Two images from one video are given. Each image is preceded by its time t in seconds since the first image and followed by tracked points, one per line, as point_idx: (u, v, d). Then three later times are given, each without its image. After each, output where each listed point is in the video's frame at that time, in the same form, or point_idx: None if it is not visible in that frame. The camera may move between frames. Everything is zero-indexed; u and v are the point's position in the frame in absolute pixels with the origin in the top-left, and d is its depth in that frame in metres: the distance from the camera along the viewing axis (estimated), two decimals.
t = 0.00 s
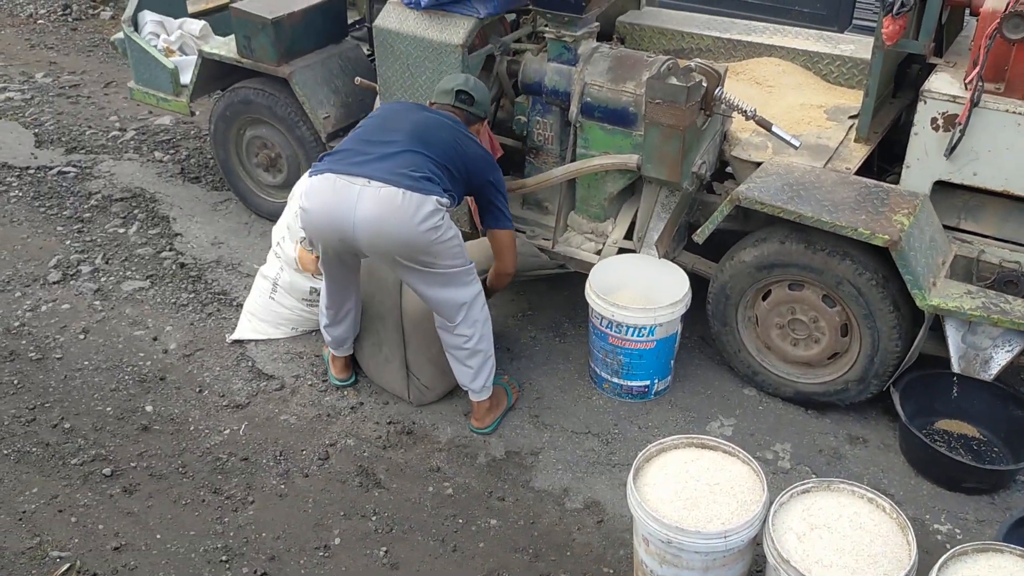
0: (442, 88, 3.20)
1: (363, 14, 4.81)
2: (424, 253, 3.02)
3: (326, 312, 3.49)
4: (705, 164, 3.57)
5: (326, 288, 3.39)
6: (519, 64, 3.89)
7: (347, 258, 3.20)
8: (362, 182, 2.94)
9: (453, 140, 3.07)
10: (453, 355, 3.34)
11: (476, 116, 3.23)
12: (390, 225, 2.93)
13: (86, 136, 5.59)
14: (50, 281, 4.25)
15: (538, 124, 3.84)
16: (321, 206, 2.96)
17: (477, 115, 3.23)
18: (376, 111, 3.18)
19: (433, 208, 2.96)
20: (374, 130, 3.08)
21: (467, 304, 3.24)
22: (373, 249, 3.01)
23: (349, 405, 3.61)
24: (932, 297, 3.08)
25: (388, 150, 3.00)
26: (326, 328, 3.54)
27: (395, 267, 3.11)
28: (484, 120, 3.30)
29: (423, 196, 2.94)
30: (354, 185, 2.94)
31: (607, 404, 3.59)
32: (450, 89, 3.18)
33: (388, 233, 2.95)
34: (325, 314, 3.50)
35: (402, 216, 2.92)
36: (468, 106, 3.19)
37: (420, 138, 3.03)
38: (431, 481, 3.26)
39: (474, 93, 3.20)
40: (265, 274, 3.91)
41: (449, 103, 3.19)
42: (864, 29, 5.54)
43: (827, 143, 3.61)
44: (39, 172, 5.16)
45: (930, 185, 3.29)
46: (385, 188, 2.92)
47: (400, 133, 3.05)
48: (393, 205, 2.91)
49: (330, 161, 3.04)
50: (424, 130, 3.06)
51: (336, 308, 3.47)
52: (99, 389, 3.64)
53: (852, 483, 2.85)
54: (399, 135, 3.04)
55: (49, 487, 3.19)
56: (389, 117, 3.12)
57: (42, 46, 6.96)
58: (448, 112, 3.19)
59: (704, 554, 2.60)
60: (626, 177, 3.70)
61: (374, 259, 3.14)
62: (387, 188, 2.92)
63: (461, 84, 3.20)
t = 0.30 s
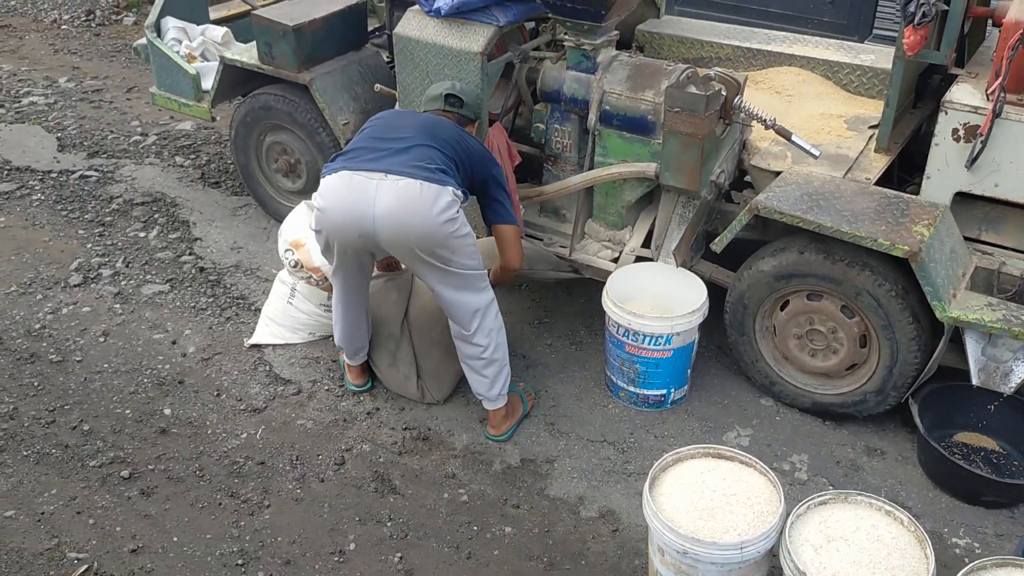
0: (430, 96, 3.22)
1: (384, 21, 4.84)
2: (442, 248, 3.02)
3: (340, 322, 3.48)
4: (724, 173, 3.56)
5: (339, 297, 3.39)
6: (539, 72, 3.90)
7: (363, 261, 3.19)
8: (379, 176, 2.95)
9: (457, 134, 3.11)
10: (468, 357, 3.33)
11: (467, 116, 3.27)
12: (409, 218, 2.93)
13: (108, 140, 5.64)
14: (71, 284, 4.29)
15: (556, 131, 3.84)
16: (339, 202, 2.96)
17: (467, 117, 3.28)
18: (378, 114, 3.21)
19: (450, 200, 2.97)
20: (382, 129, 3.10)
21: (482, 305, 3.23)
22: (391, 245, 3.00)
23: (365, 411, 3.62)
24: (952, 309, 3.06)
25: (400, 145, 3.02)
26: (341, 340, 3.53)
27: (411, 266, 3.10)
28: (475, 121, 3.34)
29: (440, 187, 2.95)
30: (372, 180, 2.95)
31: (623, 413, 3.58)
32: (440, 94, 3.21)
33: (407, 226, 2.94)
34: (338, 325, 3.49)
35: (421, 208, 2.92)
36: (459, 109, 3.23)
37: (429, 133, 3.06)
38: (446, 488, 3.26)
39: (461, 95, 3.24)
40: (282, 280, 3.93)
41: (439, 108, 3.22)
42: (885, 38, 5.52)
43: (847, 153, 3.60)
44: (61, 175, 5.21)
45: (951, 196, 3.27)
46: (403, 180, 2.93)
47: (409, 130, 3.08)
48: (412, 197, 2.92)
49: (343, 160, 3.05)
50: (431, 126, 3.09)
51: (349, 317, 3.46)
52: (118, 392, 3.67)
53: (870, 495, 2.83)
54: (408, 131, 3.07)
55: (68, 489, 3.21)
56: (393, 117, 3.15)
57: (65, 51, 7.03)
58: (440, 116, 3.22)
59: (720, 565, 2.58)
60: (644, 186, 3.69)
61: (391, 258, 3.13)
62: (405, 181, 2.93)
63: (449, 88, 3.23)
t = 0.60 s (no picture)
0: (425, 96, 3.33)
1: (401, 27, 4.86)
2: (450, 248, 3.02)
3: (352, 324, 3.48)
4: (740, 179, 3.55)
5: (350, 300, 3.40)
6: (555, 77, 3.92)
7: (372, 263, 3.19)
8: (387, 175, 2.95)
9: (459, 133, 3.13)
10: (477, 359, 3.31)
11: (463, 114, 3.36)
12: (418, 216, 2.93)
13: (127, 143, 5.68)
14: (89, 285, 4.32)
15: (572, 137, 3.85)
16: (348, 203, 2.96)
17: (463, 113, 3.36)
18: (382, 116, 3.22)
19: (457, 197, 2.98)
20: (386, 129, 3.11)
21: (491, 307, 3.23)
22: (400, 244, 3.00)
23: (379, 414, 3.63)
24: (969, 318, 3.04)
25: (405, 144, 3.03)
26: (355, 342, 3.55)
27: (420, 267, 3.10)
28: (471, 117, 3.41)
29: (447, 184, 2.96)
30: (379, 179, 2.95)
31: (637, 419, 3.58)
32: (433, 94, 3.31)
33: (416, 225, 2.94)
34: (351, 328, 3.50)
35: (430, 206, 2.92)
36: (454, 106, 3.32)
37: (433, 132, 3.08)
38: (459, 492, 3.26)
39: (455, 93, 3.34)
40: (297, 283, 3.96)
41: (435, 107, 3.32)
42: (903, 46, 5.50)
43: (864, 160, 3.58)
44: (80, 178, 5.26)
45: (969, 204, 3.25)
46: (410, 178, 2.93)
47: (413, 130, 3.09)
48: (421, 195, 2.92)
49: (350, 161, 3.05)
50: (434, 126, 3.11)
51: (360, 319, 3.47)
52: (134, 393, 3.69)
53: (885, 505, 2.81)
54: (412, 131, 3.08)
55: (83, 489, 3.23)
56: (397, 118, 3.17)
57: (85, 55, 7.10)
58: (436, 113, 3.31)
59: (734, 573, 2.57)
60: (660, 192, 3.69)
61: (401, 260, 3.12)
62: (412, 178, 2.93)
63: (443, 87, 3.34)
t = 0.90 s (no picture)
0: (427, 84, 3.34)
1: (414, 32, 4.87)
2: (453, 249, 3.02)
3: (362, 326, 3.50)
4: (752, 185, 3.55)
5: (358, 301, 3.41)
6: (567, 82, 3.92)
7: (377, 264, 3.20)
8: (390, 175, 2.96)
9: (463, 125, 3.13)
10: (482, 364, 3.31)
11: (466, 100, 3.36)
12: (421, 216, 2.94)
13: (141, 147, 5.72)
14: (103, 288, 4.35)
15: (584, 142, 3.85)
16: (352, 203, 2.98)
17: (467, 100, 3.36)
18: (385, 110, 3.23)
19: (460, 197, 2.98)
20: (389, 125, 3.11)
21: (494, 310, 3.23)
22: (404, 244, 3.01)
23: (390, 418, 3.64)
24: (983, 325, 3.02)
25: (408, 142, 3.04)
26: (364, 345, 3.55)
27: (423, 268, 3.11)
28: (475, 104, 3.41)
29: (450, 183, 2.97)
30: (383, 179, 2.96)
31: (648, 425, 3.57)
32: (436, 82, 3.32)
33: (419, 225, 2.95)
34: (360, 330, 3.51)
35: (433, 207, 2.93)
36: (457, 93, 3.33)
37: (436, 128, 3.08)
38: (469, 496, 3.26)
39: (458, 80, 3.34)
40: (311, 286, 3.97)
41: (438, 94, 3.32)
42: (917, 52, 5.48)
43: (878, 167, 3.57)
44: (94, 181, 5.29)
45: (983, 211, 3.23)
46: (413, 178, 2.94)
47: (416, 126, 3.09)
48: (423, 195, 2.93)
49: (353, 160, 3.07)
50: (438, 121, 3.11)
51: (370, 320, 3.48)
52: (147, 395, 3.71)
53: (897, 513, 2.79)
54: (414, 127, 3.09)
55: (96, 490, 3.25)
56: (399, 113, 3.17)
57: (101, 58, 7.15)
58: (440, 101, 3.32)
59: None
60: (672, 198, 3.69)
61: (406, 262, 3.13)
62: (415, 178, 2.94)
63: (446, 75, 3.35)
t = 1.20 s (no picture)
0: (439, 89, 3.35)
1: (425, 35, 4.88)
2: (460, 253, 3.02)
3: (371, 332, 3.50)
4: (762, 190, 3.54)
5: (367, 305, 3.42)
6: (578, 86, 3.92)
7: (385, 268, 3.21)
8: (397, 179, 2.97)
9: (469, 129, 3.15)
10: (490, 368, 3.31)
11: (476, 106, 3.36)
12: (428, 220, 2.94)
13: (153, 149, 5.75)
14: (114, 289, 4.37)
15: (595, 146, 3.86)
16: (360, 207, 2.99)
17: (478, 105, 3.36)
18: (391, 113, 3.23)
19: (467, 201, 2.99)
20: (395, 128, 3.12)
21: (502, 314, 3.22)
22: (412, 248, 3.02)
23: (399, 421, 3.64)
24: (994, 331, 3.01)
25: (415, 145, 3.04)
26: (373, 349, 3.56)
27: (431, 272, 3.11)
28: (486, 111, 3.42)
29: (457, 186, 2.97)
30: (390, 183, 2.97)
31: (657, 429, 3.57)
32: (448, 87, 3.34)
33: (426, 229, 2.96)
34: (369, 336, 3.52)
35: (441, 210, 2.94)
36: (468, 98, 3.33)
37: (442, 132, 3.09)
38: (478, 500, 3.26)
39: (469, 86, 3.35)
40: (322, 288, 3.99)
41: (449, 99, 3.34)
42: (928, 56, 5.47)
43: (889, 172, 3.56)
44: (106, 183, 5.32)
45: (995, 217, 3.22)
46: (420, 182, 2.95)
47: (423, 130, 3.10)
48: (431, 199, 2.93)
49: (360, 163, 3.07)
50: (444, 124, 3.12)
51: (378, 327, 3.49)
52: (157, 396, 3.73)
53: (908, 519, 2.78)
54: (421, 130, 3.10)
55: (106, 491, 3.26)
56: (405, 116, 3.18)
57: (113, 61, 7.19)
58: (450, 106, 3.33)
59: None
60: (682, 202, 3.69)
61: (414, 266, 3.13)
62: (422, 182, 2.94)
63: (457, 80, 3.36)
